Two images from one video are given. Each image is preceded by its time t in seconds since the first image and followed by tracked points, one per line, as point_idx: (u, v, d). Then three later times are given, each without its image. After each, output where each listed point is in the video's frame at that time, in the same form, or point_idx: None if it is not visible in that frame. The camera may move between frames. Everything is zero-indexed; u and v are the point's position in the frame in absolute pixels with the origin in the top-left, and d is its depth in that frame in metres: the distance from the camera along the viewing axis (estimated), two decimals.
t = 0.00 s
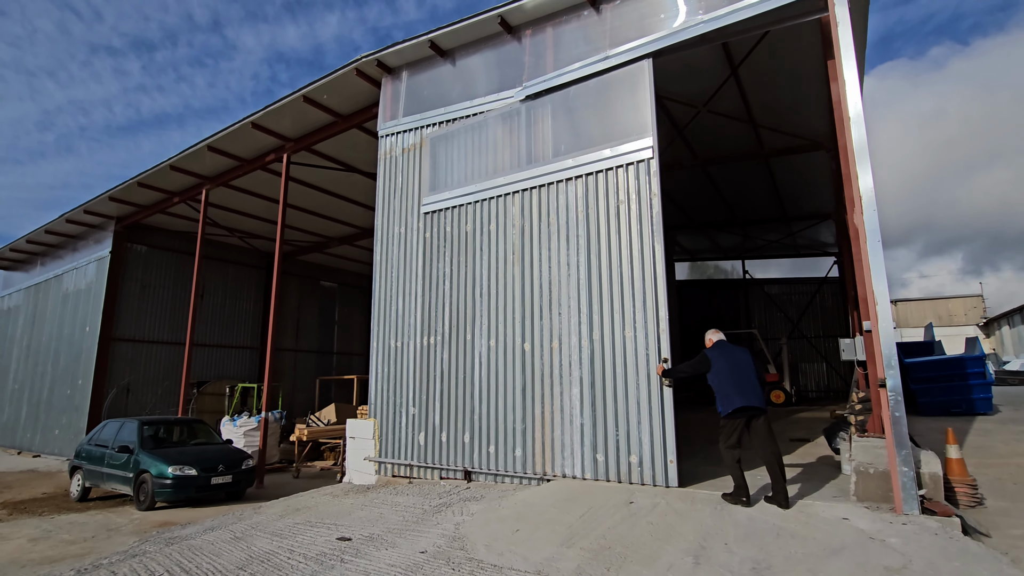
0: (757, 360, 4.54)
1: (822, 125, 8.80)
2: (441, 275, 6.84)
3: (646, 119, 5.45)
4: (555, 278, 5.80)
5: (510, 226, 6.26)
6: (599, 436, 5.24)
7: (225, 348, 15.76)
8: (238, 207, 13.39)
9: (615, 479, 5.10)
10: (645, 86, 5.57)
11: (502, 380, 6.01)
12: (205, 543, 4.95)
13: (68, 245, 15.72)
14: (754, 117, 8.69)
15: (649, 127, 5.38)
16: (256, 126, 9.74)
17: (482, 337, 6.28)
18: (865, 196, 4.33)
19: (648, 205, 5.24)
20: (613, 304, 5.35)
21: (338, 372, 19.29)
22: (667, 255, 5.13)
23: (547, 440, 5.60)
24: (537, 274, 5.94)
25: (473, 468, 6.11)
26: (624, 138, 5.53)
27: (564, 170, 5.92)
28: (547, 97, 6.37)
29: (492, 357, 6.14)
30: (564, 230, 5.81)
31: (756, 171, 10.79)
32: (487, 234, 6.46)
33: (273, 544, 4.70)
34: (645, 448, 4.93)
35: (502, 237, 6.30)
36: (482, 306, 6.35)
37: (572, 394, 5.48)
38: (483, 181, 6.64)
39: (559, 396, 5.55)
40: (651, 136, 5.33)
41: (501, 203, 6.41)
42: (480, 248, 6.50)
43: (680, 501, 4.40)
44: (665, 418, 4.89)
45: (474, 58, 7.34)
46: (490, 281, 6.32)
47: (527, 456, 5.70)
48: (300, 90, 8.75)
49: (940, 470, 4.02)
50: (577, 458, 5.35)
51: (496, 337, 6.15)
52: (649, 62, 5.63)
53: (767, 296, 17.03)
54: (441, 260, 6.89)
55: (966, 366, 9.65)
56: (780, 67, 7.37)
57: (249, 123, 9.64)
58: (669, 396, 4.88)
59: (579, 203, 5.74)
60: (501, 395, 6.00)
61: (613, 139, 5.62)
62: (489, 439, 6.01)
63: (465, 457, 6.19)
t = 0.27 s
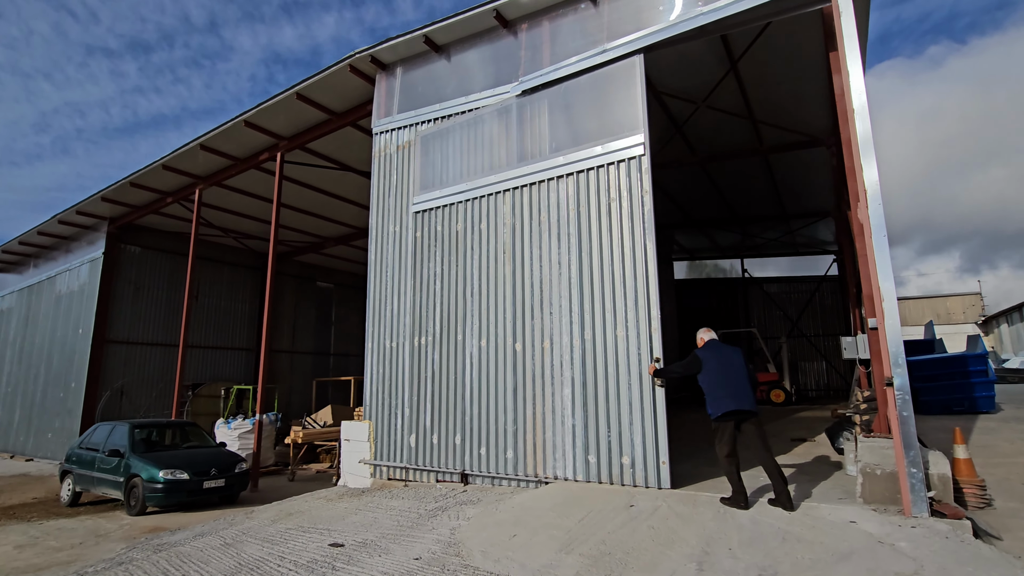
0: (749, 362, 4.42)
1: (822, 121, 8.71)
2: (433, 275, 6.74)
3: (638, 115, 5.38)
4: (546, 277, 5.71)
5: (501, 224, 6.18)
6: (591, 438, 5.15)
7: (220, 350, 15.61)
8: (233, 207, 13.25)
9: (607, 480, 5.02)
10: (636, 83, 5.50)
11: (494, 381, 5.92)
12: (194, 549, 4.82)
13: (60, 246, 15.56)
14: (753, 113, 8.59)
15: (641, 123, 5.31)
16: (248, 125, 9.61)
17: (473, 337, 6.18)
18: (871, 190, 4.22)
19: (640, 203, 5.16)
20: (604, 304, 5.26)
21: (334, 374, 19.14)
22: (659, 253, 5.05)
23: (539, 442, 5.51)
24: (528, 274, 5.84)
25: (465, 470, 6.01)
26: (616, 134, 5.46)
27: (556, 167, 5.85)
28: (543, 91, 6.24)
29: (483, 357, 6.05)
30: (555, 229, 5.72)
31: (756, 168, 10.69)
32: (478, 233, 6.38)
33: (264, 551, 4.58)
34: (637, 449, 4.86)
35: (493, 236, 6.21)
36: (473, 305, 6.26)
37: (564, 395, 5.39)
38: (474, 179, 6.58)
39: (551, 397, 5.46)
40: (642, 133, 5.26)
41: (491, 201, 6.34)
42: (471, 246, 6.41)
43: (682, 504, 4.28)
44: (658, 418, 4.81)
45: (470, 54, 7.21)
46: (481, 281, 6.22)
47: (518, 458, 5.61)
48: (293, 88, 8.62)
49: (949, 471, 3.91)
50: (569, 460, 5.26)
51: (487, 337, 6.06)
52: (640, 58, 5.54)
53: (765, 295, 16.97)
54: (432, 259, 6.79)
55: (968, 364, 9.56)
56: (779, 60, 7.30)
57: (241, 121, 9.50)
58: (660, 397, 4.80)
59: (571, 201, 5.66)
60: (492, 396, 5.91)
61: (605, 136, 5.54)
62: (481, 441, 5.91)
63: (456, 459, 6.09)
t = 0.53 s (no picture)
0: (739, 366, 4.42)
1: (825, 120, 8.59)
2: (424, 276, 6.67)
3: (629, 114, 5.33)
4: (537, 278, 5.65)
5: (492, 225, 6.12)
6: (580, 441, 5.09)
7: (218, 349, 15.53)
8: (231, 206, 13.17)
9: (596, 485, 4.96)
10: (628, 82, 5.44)
11: (483, 383, 5.85)
12: (182, 554, 4.71)
13: (58, 245, 15.49)
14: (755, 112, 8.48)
15: (632, 122, 5.26)
16: (245, 123, 9.52)
17: (464, 338, 6.11)
18: (876, 189, 4.10)
19: (631, 203, 5.10)
20: (594, 305, 5.20)
21: (333, 374, 19.05)
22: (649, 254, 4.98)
23: (528, 445, 5.44)
24: (519, 275, 5.78)
25: (454, 473, 5.94)
26: (607, 133, 5.41)
27: (546, 168, 5.79)
28: (542, 88, 6.12)
29: (473, 359, 5.99)
30: (546, 229, 5.66)
31: (758, 168, 10.58)
32: (470, 233, 6.32)
33: (253, 556, 4.47)
34: (626, 453, 4.80)
35: (484, 236, 6.16)
36: (464, 307, 6.20)
37: (553, 398, 5.33)
38: (465, 179, 6.52)
39: (540, 399, 5.40)
40: (634, 132, 5.21)
41: (482, 201, 6.29)
42: (463, 247, 6.35)
43: (680, 511, 4.17)
44: (647, 422, 4.75)
45: (468, 51, 7.11)
46: (472, 282, 6.17)
47: (507, 461, 5.55)
48: (290, 85, 8.53)
49: (957, 478, 3.79)
50: (558, 464, 5.19)
51: (477, 338, 5.99)
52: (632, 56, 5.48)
53: (767, 296, 16.87)
54: (424, 259, 6.73)
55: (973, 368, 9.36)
56: (782, 58, 7.20)
57: (238, 119, 9.41)
58: (649, 400, 4.73)
59: (562, 201, 5.60)
60: (482, 398, 5.84)
61: (596, 136, 5.49)
62: (470, 443, 5.85)
63: (445, 462, 6.02)
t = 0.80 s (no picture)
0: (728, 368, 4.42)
1: (828, 118, 8.46)
2: (415, 275, 6.62)
3: (619, 113, 5.28)
4: (526, 279, 5.59)
5: (482, 224, 6.07)
6: (567, 443, 5.04)
7: (216, 347, 15.45)
8: (229, 203, 13.08)
9: (582, 488, 4.90)
10: (620, 80, 5.38)
11: (471, 384, 5.81)
12: (167, 556, 4.61)
13: (56, 241, 15.42)
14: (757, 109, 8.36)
15: (622, 121, 5.21)
16: (241, 118, 9.42)
17: (452, 338, 6.07)
18: (881, 188, 3.97)
19: (620, 203, 5.05)
20: (582, 306, 5.14)
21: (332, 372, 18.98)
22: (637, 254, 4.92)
23: (515, 446, 5.40)
24: (508, 275, 5.73)
25: (442, 475, 5.88)
26: (597, 131, 5.36)
27: (537, 166, 5.74)
28: (540, 83, 6.00)
29: (462, 360, 5.94)
30: (535, 229, 5.61)
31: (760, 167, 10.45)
32: (460, 232, 6.27)
33: (239, 559, 4.37)
34: (612, 455, 4.74)
35: (474, 236, 6.11)
36: (453, 306, 6.15)
37: (540, 399, 5.28)
38: (455, 178, 6.48)
39: (527, 401, 5.35)
40: (624, 131, 5.16)
41: (472, 199, 6.24)
42: (453, 246, 6.30)
43: (677, 518, 4.05)
44: (634, 425, 4.69)
45: (465, 46, 7.00)
46: (461, 281, 6.12)
47: (494, 462, 5.50)
48: (286, 80, 8.43)
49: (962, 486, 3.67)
50: (545, 466, 5.15)
51: (466, 338, 5.94)
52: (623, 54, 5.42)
53: (769, 297, 16.73)
54: (415, 259, 6.67)
55: (978, 371, 9.24)
56: (784, 54, 7.08)
57: (234, 114, 9.32)
58: (637, 402, 4.67)
59: (551, 201, 5.55)
60: (470, 399, 5.79)
61: (587, 134, 5.43)
62: (457, 444, 5.80)
63: (433, 463, 5.98)
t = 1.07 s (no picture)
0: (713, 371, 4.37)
1: (830, 115, 8.36)
2: (405, 272, 6.55)
3: (609, 109, 5.22)
4: (515, 276, 5.53)
5: (472, 221, 6.01)
6: (554, 443, 4.98)
7: (211, 343, 15.35)
8: (224, 198, 12.96)
9: (568, 489, 4.85)
10: (611, 77, 5.31)
11: (459, 382, 5.74)
12: (152, 557, 4.51)
13: (51, 236, 15.29)
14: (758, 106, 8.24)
15: (613, 117, 5.15)
16: (236, 112, 9.31)
17: (440, 336, 6.01)
18: (885, 184, 3.87)
19: (610, 200, 4.99)
20: (570, 304, 5.08)
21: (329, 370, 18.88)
22: (626, 252, 4.85)
23: (501, 446, 5.33)
24: (496, 272, 5.67)
25: (429, 474, 5.81)
26: (586, 128, 5.30)
27: (527, 163, 5.68)
28: (537, 77, 5.89)
29: (450, 358, 5.88)
30: (525, 226, 5.55)
31: (761, 165, 10.36)
32: (449, 229, 6.21)
33: (226, 560, 4.26)
34: (599, 456, 4.69)
35: (464, 233, 6.05)
36: (442, 304, 6.09)
37: (528, 398, 5.21)
38: (444, 176, 6.43)
39: (514, 400, 5.29)
40: (614, 127, 5.09)
41: (462, 196, 6.18)
42: (443, 244, 6.24)
43: (673, 521, 3.95)
44: (621, 425, 4.63)
45: (462, 39, 6.87)
46: (450, 279, 6.07)
47: (482, 462, 5.44)
48: (281, 74, 8.31)
49: (967, 491, 3.57)
50: (531, 466, 5.09)
51: (454, 336, 5.88)
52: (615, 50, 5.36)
53: (768, 297, 16.65)
54: (405, 256, 6.61)
55: (978, 371, 9.11)
56: (786, 49, 6.98)
57: (229, 108, 9.20)
58: (624, 402, 4.61)
59: (540, 198, 5.49)
60: (457, 398, 5.73)
61: (578, 130, 5.36)
62: (445, 443, 5.74)
63: (420, 463, 5.91)
